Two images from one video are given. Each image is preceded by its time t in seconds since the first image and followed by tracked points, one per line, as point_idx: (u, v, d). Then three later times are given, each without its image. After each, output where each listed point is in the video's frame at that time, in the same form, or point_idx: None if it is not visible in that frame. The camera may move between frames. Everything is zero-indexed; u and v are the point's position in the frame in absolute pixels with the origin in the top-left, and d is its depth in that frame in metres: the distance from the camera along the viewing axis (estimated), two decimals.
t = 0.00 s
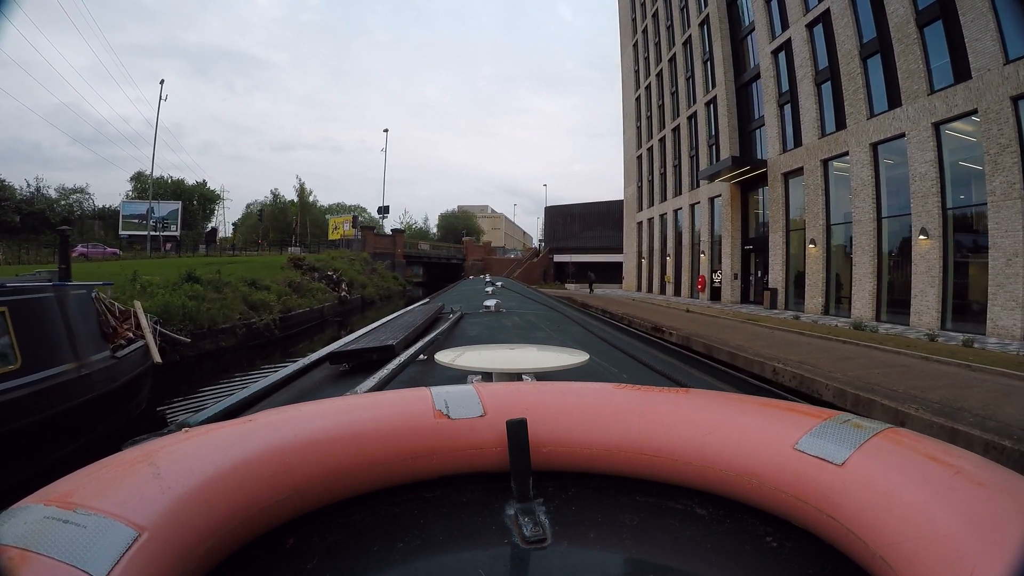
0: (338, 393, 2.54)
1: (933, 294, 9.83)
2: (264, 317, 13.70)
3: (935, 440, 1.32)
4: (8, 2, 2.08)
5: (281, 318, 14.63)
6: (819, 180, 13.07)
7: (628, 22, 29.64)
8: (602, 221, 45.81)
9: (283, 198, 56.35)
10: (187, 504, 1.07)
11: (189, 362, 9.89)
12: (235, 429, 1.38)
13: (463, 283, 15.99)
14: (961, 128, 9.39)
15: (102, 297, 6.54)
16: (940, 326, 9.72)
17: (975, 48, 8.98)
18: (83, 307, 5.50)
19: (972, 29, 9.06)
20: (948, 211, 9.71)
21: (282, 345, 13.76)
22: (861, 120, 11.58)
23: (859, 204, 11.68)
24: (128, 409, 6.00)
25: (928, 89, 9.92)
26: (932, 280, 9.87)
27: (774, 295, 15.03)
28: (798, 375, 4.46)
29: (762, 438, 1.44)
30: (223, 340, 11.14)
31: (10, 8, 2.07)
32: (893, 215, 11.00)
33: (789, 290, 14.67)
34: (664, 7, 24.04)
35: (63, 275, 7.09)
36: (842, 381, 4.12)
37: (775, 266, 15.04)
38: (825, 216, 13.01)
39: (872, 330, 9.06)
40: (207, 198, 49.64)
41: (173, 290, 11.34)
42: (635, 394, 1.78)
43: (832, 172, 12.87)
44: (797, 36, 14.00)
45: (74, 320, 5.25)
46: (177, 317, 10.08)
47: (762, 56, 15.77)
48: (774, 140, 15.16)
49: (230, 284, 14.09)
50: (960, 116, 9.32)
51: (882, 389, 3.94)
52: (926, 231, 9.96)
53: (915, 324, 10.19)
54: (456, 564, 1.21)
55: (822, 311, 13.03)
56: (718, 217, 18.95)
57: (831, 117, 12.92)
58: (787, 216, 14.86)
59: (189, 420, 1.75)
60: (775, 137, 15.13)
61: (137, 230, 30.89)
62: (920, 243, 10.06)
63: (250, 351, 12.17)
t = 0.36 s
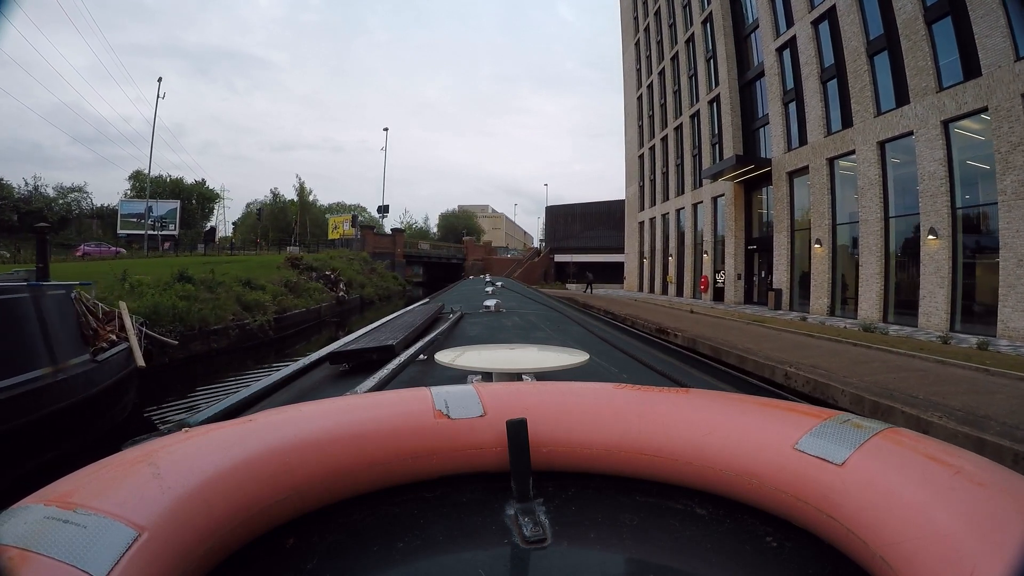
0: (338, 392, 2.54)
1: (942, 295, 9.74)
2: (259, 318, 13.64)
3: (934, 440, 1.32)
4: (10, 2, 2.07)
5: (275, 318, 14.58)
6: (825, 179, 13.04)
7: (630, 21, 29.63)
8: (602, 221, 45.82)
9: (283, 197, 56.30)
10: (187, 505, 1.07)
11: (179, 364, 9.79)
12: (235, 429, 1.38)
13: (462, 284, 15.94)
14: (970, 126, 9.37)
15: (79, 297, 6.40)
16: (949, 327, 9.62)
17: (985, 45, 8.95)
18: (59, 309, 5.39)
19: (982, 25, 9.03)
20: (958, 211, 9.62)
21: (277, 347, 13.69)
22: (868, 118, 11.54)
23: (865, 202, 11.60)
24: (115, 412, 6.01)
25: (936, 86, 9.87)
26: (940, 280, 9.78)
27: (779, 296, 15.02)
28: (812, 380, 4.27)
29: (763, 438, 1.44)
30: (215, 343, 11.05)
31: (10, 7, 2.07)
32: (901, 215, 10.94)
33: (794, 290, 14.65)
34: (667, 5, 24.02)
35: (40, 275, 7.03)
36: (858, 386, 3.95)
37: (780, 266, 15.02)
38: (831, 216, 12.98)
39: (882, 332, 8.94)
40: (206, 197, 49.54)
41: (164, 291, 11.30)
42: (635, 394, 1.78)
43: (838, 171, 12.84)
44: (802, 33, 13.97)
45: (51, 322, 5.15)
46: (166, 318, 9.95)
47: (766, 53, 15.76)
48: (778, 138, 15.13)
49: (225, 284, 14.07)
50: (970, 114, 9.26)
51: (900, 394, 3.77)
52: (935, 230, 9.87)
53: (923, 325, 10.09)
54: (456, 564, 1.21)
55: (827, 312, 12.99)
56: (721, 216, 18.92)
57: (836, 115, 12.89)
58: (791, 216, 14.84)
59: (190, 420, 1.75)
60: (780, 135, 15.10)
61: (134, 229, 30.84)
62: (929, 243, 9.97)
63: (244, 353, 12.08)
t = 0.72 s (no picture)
0: (338, 393, 2.54)
1: (951, 298, 9.66)
2: (252, 318, 13.56)
3: (935, 440, 1.32)
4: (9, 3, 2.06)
5: (270, 319, 14.54)
6: (831, 178, 13.02)
7: (632, 20, 29.64)
8: (603, 222, 45.82)
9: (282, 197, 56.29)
10: (187, 505, 1.07)
11: (169, 366, 9.78)
12: (235, 429, 1.38)
13: (463, 284, 15.91)
14: (979, 125, 9.35)
15: (57, 299, 6.35)
16: (959, 330, 9.56)
17: (995, 42, 8.93)
18: (34, 312, 5.35)
19: (991, 22, 9.01)
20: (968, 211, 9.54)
21: (272, 348, 13.61)
22: (875, 117, 11.52)
23: (873, 202, 11.56)
24: (99, 416, 6.07)
25: (945, 84, 9.84)
26: (950, 283, 9.70)
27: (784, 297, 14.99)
28: (827, 387, 4.17)
29: (763, 439, 1.44)
30: (206, 345, 11.00)
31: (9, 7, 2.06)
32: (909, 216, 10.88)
33: (799, 291, 14.64)
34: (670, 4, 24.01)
35: (18, 275, 6.97)
36: (876, 393, 3.86)
37: (785, 267, 15.02)
38: (837, 216, 12.97)
39: (893, 335, 8.89)
40: (205, 196, 49.52)
41: (155, 290, 11.31)
42: (634, 394, 1.78)
43: (844, 170, 12.82)
44: (808, 31, 13.95)
45: (25, 326, 5.12)
46: (156, 319, 9.88)
47: (770, 51, 15.76)
48: (783, 138, 15.11)
49: (219, 284, 14.10)
50: (980, 112, 9.24)
51: (919, 402, 3.68)
52: (945, 232, 9.78)
53: (932, 328, 10.05)
54: (456, 564, 1.21)
55: (834, 314, 12.98)
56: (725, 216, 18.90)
57: (842, 114, 12.87)
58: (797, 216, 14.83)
59: (189, 421, 1.75)
60: (784, 135, 15.08)
61: (133, 228, 30.83)
62: (939, 245, 9.90)
63: (236, 354, 12.01)
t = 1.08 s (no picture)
0: (338, 393, 2.53)
1: (961, 300, 9.63)
2: (245, 318, 13.46)
3: (937, 440, 1.32)
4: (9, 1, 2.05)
5: (264, 320, 14.49)
6: (838, 178, 13.00)
7: (635, 18, 29.67)
8: (604, 221, 45.80)
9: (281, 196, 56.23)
10: (187, 504, 1.07)
11: (158, 368, 9.68)
12: (235, 429, 1.38)
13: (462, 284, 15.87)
14: (989, 123, 9.27)
15: (37, 299, 6.23)
16: (969, 333, 9.53)
17: (1004, 39, 8.90)
18: (8, 315, 5.24)
19: (1000, 19, 8.98)
20: (978, 211, 9.52)
21: (265, 349, 13.59)
22: (882, 115, 11.48)
23: (880, 202, 11.54)
24: (79, 421, 6.06)
25: (955, 82, 9.79)
26: (960, 285, 9.68)
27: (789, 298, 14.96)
28: (843, 394, 4.15)
29: (763, 439, 1.44)
30: (196, 348, 10.94)
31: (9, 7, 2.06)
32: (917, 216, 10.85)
33: (804, 292, 14.62)
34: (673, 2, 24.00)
35: None
36: (895, 401, 3.83)
37: (790, 267, 15.00)
38: (843, 216, 12.96)
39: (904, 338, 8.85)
40: (204, 195, 49.46)
41: (144, 290, 11.23)
42: (633, 394, 1.78)
43: (850, 169, 12.79)
44: (814, 28, 13.94)
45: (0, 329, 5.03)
46: (143, 320, 9.79)
47: (775, 49, 15.73)
48: (788, 137, 15.09)
49: (212, 284, 14.08)
50: (989, 111, 9.18)
51: (940, 410, 3.65)
52: (954, 232, 9.75)
53: (941, 330, 10.03)
54: (456, 564, 1.21)
55: (840, 315, 12.97)
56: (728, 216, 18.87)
57: (849, 113, 12.84)
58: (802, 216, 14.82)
59: (189, 421, 1.75)
60: (790, 134, 15.06)
61: (132, 227, 30.78)
62: (948, 245, 9.86)
63: (227, 356, 11.92)
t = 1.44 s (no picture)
0: (337, 393, 2.54)
1: (971, 303, 9.59)
2: (236, 319, 13.39)
3: (936, 441, 1.32)
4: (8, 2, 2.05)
5: (256, 320, 14.43)
6: (844, 178, 12.98)
7: (637, 17, 29.69)
8: (605, 221, 45.79)
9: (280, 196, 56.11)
10: (188, 504, 1.07)
11: (144, 371, 9.64)
12: (234, 429, 1.38)
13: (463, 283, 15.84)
14: (999, 122, 9.24)
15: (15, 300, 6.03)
16: (979, 335, 9.50)
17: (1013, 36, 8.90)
18: None
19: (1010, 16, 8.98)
20: (988, 211, 9.49)
21: (258, 350, 13.61)
22: (890, 114, 11.46)
23: (887, 202, 11.52)
24: (61, 425, 5.98)
25: (965, 80, 9.78)
26: (969, 287, 9.65)
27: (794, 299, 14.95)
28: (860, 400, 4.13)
29: (763, 439, 1.44)
30: (185, 349, 10.91)
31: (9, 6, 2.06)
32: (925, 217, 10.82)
33: (809, 293, 14.60)
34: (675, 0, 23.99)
35: None
36: (914, 408, 3.81)
37: (794, 268, 14.98)
38: (849, 217, 12.95)
39: (916, 341, 8.80)
40: (204, 194, 49.37)
41: (134, 290, 11.18)
42: (632, 394, 1.79)
43: (857, 168, 12.77)
44: (820, 25, 13.94)
45: None
46: (132, 320, 9.75)
47: (781, 47, 15.72)
48: (793, 135, 15.08)
49: (205, 284, 14.10)
50: (999, 109, 9.16)
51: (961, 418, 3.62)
52: (964, 232, 9.72)
53: (950, 333, 10.00)
54: (457, 564, 1.21)
55: (846, 316, 12.95)
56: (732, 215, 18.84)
57: (856, 111, 12.82)
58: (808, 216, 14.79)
59: (189, 421, 1.75)
60: (795, 132, 15.05)
61: (131, 226, 30.68)
62: (958, 245, 9.83)
63: (215, 358, 11.88)
